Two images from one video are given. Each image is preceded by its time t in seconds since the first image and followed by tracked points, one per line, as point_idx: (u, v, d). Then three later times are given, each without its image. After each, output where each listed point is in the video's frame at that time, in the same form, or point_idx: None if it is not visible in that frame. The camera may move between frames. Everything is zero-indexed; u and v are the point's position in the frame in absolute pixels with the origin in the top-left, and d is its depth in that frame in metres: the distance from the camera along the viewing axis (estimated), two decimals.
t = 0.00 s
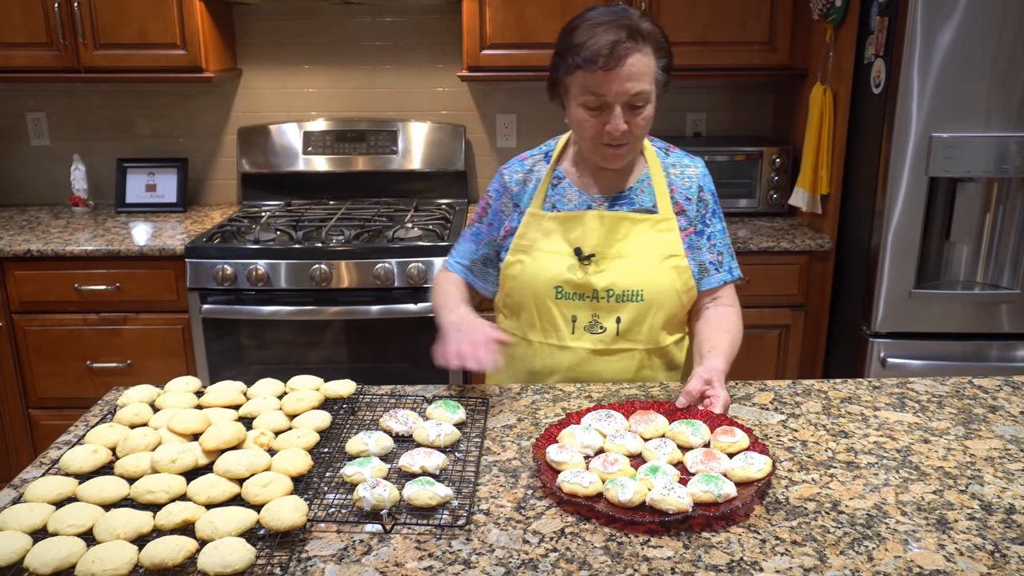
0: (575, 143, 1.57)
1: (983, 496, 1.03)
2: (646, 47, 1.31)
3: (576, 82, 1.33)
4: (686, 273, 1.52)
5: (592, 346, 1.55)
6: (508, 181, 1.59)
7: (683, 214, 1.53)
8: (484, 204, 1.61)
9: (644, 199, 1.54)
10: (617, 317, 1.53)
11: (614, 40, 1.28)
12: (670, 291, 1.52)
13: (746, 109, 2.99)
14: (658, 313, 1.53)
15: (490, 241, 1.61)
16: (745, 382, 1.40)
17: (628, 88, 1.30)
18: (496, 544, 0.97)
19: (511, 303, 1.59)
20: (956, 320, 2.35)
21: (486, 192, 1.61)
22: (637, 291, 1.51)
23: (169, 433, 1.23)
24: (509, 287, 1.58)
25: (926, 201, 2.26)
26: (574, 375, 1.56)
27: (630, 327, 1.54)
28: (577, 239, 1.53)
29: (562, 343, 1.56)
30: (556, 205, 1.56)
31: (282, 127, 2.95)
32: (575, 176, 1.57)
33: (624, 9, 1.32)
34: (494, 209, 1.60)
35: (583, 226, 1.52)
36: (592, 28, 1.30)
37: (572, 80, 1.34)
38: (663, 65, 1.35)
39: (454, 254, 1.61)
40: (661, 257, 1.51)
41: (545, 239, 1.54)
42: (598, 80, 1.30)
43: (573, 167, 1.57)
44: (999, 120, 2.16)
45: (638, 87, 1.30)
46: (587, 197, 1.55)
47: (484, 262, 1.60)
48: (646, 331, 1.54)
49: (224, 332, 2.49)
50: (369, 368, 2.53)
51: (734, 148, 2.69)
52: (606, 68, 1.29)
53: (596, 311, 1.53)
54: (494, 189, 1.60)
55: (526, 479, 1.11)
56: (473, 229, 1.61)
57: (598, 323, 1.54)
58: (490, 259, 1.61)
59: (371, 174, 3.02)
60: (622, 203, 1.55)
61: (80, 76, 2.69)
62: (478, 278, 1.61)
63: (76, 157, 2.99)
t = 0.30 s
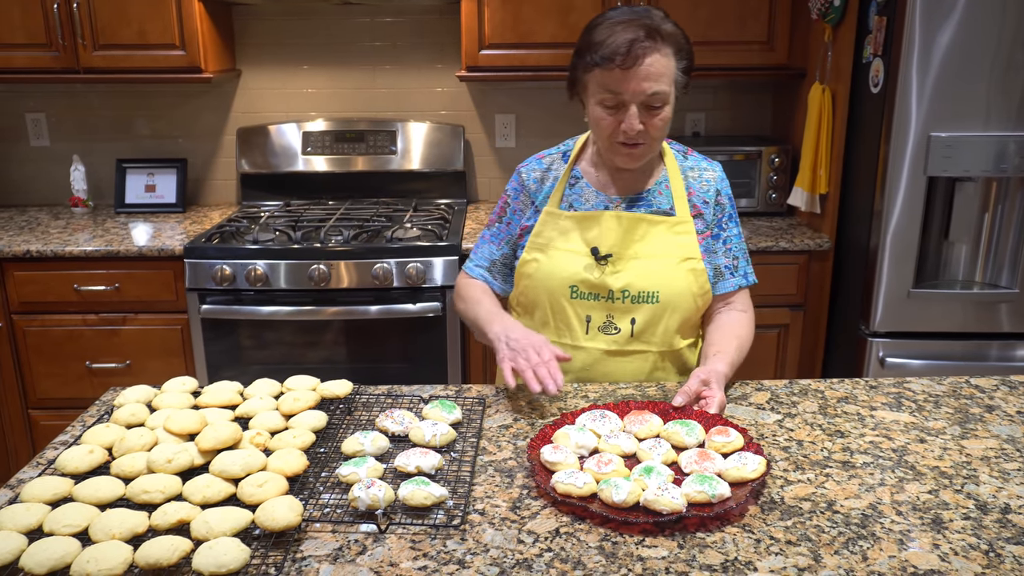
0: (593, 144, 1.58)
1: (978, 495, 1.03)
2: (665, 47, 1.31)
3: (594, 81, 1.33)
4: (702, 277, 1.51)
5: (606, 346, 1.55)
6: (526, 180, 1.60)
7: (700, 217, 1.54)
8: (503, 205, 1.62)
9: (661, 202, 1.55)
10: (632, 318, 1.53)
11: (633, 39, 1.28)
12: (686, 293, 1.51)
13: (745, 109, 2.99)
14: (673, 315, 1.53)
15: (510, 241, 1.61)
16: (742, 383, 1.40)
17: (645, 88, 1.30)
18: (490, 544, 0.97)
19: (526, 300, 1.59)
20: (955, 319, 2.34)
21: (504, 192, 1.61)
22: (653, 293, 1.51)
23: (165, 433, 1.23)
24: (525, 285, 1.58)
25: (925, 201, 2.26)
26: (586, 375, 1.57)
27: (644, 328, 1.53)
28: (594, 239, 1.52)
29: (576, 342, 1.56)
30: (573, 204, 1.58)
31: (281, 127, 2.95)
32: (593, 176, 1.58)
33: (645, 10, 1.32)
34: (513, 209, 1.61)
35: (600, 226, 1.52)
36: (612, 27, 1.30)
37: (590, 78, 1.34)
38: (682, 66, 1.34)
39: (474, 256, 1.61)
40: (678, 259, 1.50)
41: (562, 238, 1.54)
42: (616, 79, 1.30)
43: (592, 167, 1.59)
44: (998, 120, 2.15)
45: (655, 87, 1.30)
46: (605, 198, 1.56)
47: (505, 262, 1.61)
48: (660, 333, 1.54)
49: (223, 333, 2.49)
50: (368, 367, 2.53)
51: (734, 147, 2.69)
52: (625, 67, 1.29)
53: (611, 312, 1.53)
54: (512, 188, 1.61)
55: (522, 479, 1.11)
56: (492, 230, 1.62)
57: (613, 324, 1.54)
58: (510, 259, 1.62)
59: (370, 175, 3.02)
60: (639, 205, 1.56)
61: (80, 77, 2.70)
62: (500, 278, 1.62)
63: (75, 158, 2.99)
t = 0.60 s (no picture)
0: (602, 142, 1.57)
1: (975, 495, 1.02)
2: (665, 51, 1.31)
3: (594, 84, 1.34)
4: (707, 279, 1.51)
5: (608, 347, 1.55)
6: (536, 174, 1.60)
7: (708, 219, 1.53)
8: (515, 201, 1.61)
9: (669, 203, 1.54)
10: (635, 320, 1.52)
11: (631, 43, 1.28)
12: (690, 296, 1.50)
13: (743, 108, 2.99)
14: (677, 317, 1.52)
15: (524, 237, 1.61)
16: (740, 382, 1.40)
17: (643, 92, 1.30)
18: (485, 544, 0.96)
19: (531, 299, 1.60)
20: (954, 319, 2.34)
21: (516, 188, 1.61)
22: (656, 295, 1.51)
23: (161, 433, 1.22)
24: (530, 283, 1.58)
25: (924, 200, 2.26)
26: (587, 375, 1.56)
27: (647, 330, 1.53)
28: (600, 239, 1.52)
29: (578, 342, 1.56)
30: (580, 203, 1.57)
31: (279, 126, 2.94)
32: (602, 176, 1.57)
33: (646, 14, 1.32)
34: (527, 205, 1.60)
35: (606, 226, 1.52)
36: (611, 30, 1.31)
37: (590, 82, 1.35)
38: (684, 69, 1.34)
39: (490, 254, 1.59)
40: (684, 261, 1.50)
41: (568, 237, 1.54)
42: (614, 83, 1.30)
43: (600, 167, 1.57)
44: (997, 119, 2.15)
45: (653, 91, 1.30)
46: (613, 198, 1.55)
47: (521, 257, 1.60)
48: (664, 335, 1.53)
49: (221, 333, 2.48)
50: (367, 367, 2.53)
51: (733, 147, 2.68)
52: (622, 70, 1.29)
53: (614, 312, 1.53)
54: (524, 183, 1.61)
55: (517, 479, 1.11)
56: (505, 228, 1.60)
57: (616, 325, 1.54)
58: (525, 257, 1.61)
59: (369, 174, 3.02)
60: (648, 206, 1.55)
61: (77, 76, 2.69)
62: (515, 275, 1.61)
63: (74, 157, 2.99)
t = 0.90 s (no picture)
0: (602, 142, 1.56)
1: (974, 496, 1.02)
2: (645, 44, 1.29)
3: (573, 74, 1.34)
4: (707, 282, 1.50)
5: (606, 350, 1.54)
6: (534, 175, 1.60)
7: (710, 221, 1.51)
8: (514, 201, 1.62)
9: (670, 204, 1.53)
10: (634, 323, 1.52)
11: (606, 33, 1.28)
12: (690, 299, 1.50)
13: (743, 106, 2.98)
14: (676, 321, 1.51)
15: (520, 237, 1.61)
16: (738, 382, 1.39)
17: (616, 83, 1.29)
18: (481, 545, 0.96)
19: (529, 300, 1.59)
20: (954, 318, 2.33)
21: (514, 188, 1.62)
22: (655, 298, 1.50)
23: (155, 432, 1.21)
24: (528, 284, 1.58)
25: (923, 199, 2.25)
26: (585, 377, 1.56)
27: (646, 333, 1.52)
28: (598, 240, 1.52)
29: (576, 344, 1.55)
30: (580, 203, 1.56)
31: (277, 124, 2.93)
32: (601, 175, 1.56)
33: (634, 7, 1.31)
34: (523, 205, 1.61)
35: (604, 227, 1.51)
36: (593, 21, 1.31)
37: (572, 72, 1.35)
38: (668, 65, 1.31)
39: (486, 254, 1.62)
40: (684, 264, 1.49)
41: (566, 238, 1.54)
42: (589, 73, 1.31)
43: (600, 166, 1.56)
44: (997, 118, 2.14)
45: (626, 83, 1.29)
46: (612, 198, 1.54)
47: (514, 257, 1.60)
48: (662, 338, 1.53)
49: (218, 331, 2.47)
50: (364, 365, 2.52)
51: (732, 145, 2.67)
52: (596, 60, 1.29)
53: (613, 315, 1.52)
54: (522, 183, 1.61)
55: (514, 479, 1.10)
56: (502, 228, 1.62)
57: (614, 327, 1.53)
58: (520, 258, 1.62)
59: (367, 172, 3.01)
60: (648, 206, 1.53)
61: (74, 73, 2.68)
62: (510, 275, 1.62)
63: (71, 155, 2.98)
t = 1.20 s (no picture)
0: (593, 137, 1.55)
1: (974, 494, 1.01)
2: (629, 45, 1.29)
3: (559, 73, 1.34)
4: (699, 278, 1.49)
5: (597, 345, 1.53)
6: (525, 168, 1.60)
7: (702, 217, 1.50)
8: (503, 192, 1.63)
9: (661, 200, 1.52)
10: (624, 318, 1.51)
11: (590, 34, 1.28)
12: (681, 295, 1.49)
13: (742, 104, 2.97)
14: (667, 316, 1.51)
15: (506, 227, 1.61)
16: (737, 379, 1.38)
17: (598, 84, 1.29)
18: (479, 544, 0.95)
19: (521, 295, 1.59)
20: (954, 316, 2.33)
21: (505, 179, 1.62)
22: (646, 293, 1.49)
23: (151, 430, 1.21)
24: (519, 280, 1.57)
25: (923, 197, 2.24)
26: (577, 373, 1.55)
27: (637, 329, 1.51)
28: (589, 236, 1.51)
29: (567, 340, 1.54)
30: (571, 199, 1.55)
31: (276, 122, 2.93)
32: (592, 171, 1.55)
33: (619, 6, 1.30)
34: (512, 196, 1.61)
35: (596, 223, 1.51)
36: (578, 21, 1.31)
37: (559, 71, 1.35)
38: (652, 65, 1.30)
39: (469, 239, 1.60)
40: (674, 260, 1.48)
41: (558, 234, 1.54)
42: (573, 73, 1.30)
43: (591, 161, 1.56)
44: (997, 115, 2.14)
45: (608, 84, 1.28)
46: (603, 194, 1.54)
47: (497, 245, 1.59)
48: (653, 334, 1.52)
49: (217, 329, 2.47)
50: (362, 363, 2.51)
51: (731, 142, 2.66)
52: (579, 61, 1.29)
53: (603, 311, 1.52)
54: (513, 175, 1.61)
55: (512, 477, 1.09)
56: (490, 216, 1.63)
57: (605, 323, 1.52)
58: (502, 248, 1.61)
59: (366, 169, 3.00)
60: (639, 202, 1.52)
61: (72, 70, 2.67)
62: (490, 264, 1.60)
63: (69, 152, 2.97)
